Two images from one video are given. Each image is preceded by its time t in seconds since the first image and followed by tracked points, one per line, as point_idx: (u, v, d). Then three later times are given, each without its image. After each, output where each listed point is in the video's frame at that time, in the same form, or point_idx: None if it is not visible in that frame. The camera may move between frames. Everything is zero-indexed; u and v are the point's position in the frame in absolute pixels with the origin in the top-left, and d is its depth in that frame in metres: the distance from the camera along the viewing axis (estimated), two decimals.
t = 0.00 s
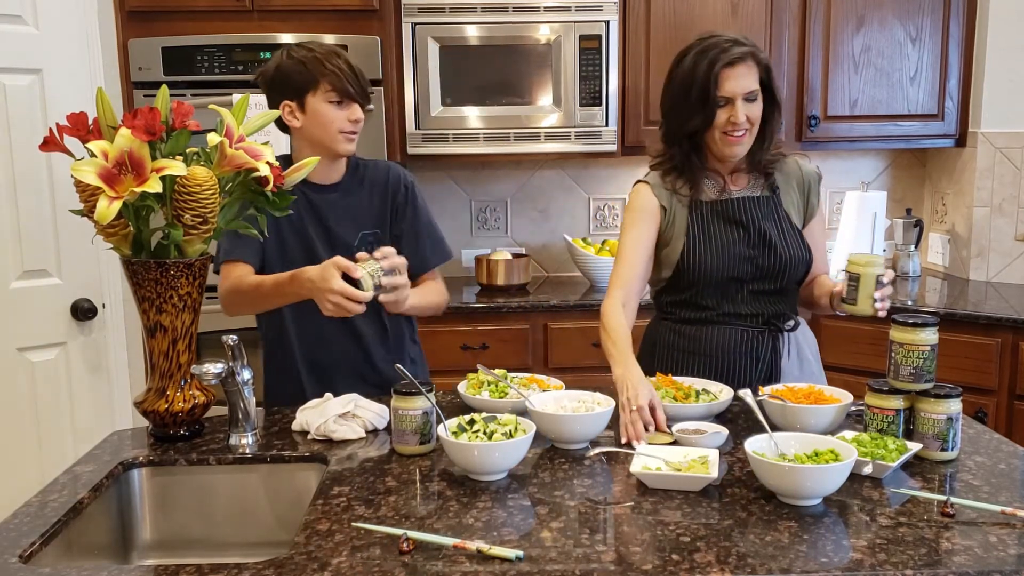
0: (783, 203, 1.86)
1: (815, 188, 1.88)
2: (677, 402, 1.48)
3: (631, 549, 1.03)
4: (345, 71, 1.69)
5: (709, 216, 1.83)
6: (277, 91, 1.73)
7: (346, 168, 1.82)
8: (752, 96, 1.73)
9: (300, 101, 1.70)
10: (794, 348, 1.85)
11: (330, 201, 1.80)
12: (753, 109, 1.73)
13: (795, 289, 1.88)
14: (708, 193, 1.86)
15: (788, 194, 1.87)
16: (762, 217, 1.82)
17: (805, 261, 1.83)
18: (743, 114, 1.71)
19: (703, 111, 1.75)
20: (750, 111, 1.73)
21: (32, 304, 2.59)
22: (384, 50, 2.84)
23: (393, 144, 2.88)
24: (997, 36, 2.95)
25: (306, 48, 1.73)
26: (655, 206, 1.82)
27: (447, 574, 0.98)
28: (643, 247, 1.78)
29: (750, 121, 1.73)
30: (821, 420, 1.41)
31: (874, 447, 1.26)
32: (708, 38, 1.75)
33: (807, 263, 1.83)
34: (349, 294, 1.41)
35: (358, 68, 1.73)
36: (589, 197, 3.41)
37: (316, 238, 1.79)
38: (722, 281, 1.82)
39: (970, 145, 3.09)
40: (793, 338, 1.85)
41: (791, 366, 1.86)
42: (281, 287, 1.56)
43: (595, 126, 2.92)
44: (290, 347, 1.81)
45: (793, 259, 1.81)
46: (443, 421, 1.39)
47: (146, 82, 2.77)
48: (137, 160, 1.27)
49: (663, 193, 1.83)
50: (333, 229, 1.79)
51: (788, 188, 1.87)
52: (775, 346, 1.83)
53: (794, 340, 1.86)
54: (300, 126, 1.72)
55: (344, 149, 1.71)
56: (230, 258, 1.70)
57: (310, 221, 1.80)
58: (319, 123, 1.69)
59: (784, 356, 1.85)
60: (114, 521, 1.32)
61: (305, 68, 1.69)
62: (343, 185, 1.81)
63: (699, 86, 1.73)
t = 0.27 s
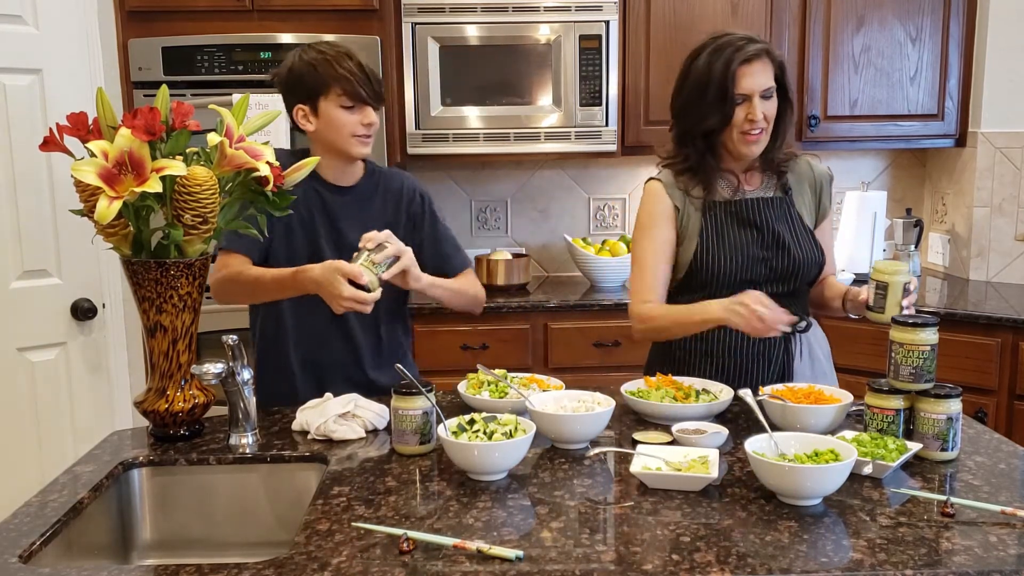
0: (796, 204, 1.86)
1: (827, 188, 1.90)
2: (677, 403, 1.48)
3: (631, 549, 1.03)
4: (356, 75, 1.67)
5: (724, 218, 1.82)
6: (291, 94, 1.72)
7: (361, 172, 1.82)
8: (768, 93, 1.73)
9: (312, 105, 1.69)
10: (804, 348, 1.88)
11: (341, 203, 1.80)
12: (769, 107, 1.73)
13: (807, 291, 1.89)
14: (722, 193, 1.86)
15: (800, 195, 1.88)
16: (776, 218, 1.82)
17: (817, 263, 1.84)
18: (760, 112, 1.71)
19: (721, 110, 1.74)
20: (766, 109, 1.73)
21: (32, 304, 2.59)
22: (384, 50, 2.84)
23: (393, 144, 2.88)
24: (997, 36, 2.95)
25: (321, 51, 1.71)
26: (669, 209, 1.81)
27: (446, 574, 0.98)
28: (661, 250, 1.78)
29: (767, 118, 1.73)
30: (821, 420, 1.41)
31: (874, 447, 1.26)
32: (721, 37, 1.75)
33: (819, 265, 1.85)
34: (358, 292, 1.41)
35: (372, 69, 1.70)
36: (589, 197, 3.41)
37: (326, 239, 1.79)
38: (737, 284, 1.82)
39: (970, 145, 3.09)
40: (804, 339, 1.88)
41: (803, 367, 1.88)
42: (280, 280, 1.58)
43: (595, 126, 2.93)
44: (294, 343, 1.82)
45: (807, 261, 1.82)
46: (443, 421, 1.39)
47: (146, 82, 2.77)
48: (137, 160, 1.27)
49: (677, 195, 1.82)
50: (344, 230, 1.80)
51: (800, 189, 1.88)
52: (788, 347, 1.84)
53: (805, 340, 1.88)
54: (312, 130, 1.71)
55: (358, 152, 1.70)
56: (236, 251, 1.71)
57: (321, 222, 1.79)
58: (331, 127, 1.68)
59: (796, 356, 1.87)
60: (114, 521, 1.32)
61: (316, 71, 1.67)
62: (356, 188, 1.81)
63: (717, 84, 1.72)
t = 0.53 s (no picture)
0: (812, 205, 1.87)
1: (841, 188, 1.92)
2: (677, 403, 1.48)
3: (631, 549, 1.03)
4: (391, 92, 1.54)
5: (744, 218, 1.82)
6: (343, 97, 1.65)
7: (407, 184, 1.78)
8: (780, 93, 1.74)
9: (355, 113, 1.61)
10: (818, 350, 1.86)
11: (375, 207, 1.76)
12: (780, 106, 1.74)
13: (823, 292, 1.89)
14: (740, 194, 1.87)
15: (816, 196, 1.89)
16: (794, 219, 1.83)
17: (835, 265, 1.84)
18: (771, 112, 1.72)
19: (733, 112, 1.75)
20: (777, 109, 1.74)
21: (32, 305, 2.59)
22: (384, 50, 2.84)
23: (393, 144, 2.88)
24: (997, 37, 2.95)
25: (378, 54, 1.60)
26: (694, 209, 1.81)
27: (446, 574, 0.98)
28: (696, 249, 1.78)
29: (780, 118, 1.74)
30: (820, 420, 1.41)
31: (874, 447, 1.26)
32: (732, 38, 1.75)
33: (837, 266, 1.85)
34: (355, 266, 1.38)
35: (419, 85, 1.55)
36: (589, 197, 3.41)
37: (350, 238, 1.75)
38: (756, 284, 1.83)
39: (970, 145, 3.09)
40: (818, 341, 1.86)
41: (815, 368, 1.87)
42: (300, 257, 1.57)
43: (595, 126, 2.93)
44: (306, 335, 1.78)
45: (825, 262, 1.82)
46: (443, 421, 1.39)
47: (146, 82, 2.77)
48: (137, 160, 1.27)
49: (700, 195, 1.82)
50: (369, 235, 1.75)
51: (816, 191, 1.89)
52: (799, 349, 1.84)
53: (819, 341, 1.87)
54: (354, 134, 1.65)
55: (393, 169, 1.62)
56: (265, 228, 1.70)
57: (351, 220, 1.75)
58: (367, 142, 1.60)
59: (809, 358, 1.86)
60: (114, 520, 1.33)
61: (360, 80, 1.57)
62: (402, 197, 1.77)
63: (730, 87, 1.73)
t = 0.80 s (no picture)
0: (825, 207, 1.85)
1: (858, 192, 1.88)
2: (677, 402, 1.48)
3: (631, 549, 1.03)
4: (422, 116, 1.44)
5: (748, 218, 1.82)
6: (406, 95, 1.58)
7: (456, 204, 1.72)
8: (776, 96, 1.73)
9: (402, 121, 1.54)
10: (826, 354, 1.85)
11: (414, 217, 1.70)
12: (773, 110, 1.73)
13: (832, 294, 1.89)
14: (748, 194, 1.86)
15: (831, 199, 1.86)
16: (801, 220, 1.82)
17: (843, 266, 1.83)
18: (760, 116, 1.72)
19: (727, 115, 1.78)
20: (769, 112, 1.73)
21: (33, 304, 2.59)
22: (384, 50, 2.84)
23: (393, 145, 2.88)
24: (997, 37, 2.95)
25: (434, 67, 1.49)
26: (697, 207, 1.82)
27: (446, 573, 0.98)
28: (697, 248, 1.80)
29: (774, 122, 1.73)
30: (820, 420, 1.41)
31: (874, 447, 1.26)
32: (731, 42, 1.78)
33: (845, 269, 1.83)
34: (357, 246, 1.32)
35: (453, 118, 1.43)
36: (589, 197, 3.42)
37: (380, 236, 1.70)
38: (759, 283, 1.83)
39: (970, 145, 3.09)
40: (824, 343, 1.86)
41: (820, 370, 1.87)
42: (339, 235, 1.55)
43: (595, 126, 2.93)
44: (330, 319, 1.74)
45: (830, 265, 1.81)
46: (444, 421, 1.39)
47: (147, 82, 2.77)
48: (137, 160, 1.27)
49: (705, 194, 1.83)
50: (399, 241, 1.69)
51: (831, 193, 1.86)
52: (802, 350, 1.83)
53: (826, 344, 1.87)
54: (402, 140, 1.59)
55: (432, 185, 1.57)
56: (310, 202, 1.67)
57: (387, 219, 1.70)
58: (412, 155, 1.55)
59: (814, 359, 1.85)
60: (114, 520, 1.33)
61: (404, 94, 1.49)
62: (450, 214, 1.71)
63: (721, 92, 1.76)
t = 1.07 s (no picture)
0: (828, 210, 1.84)
1: (866, 197, 1.84)
2: (677, 403, 1.48)
3: (631, 549, 1.03)
4: (448, 134, 1.44)
5: (740, 215, 1.86)
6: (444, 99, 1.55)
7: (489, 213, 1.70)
8: (773, 99, 1.74)
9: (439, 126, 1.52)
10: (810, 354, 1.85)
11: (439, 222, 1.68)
12: (770, 113, 1.75)
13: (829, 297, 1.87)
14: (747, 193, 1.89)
15: (836, 203, 1.85)
16: (795, 221, 1.83)
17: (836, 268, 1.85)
18: (755, 118, 1.74)
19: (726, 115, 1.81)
20: (765, 115, 1.75)
21: (33, 305, 2.59)
22: (384, 50, 2.84)
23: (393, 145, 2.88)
24: (997, 37, 2.95)
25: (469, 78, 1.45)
26: (692, 203, 1.89)
27: (446, 574, 0.98)
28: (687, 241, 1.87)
29: (769, 125, 1.75)
30: (821, 420, 1.41)
31: (874, 447, 1.26)
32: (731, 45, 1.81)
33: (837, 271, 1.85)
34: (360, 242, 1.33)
35: (475, 136, 1.41)
36: (589, 197, 3.41)
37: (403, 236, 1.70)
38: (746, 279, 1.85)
39: (970, 145, 3.09)
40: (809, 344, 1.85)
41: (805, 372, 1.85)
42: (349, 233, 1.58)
43: (595, 126, 2.93)
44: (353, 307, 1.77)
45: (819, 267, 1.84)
46: (443, 421, 1.39)
47: (146, 82, 2.77)
48: (136, 160, 1.26)
49: (701, 191, 1.89)
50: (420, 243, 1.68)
51: (837, 197, 1.85)
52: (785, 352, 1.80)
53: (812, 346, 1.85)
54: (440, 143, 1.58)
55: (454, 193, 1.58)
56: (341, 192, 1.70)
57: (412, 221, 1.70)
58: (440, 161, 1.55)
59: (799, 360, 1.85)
60: (113, 520, 1.32)
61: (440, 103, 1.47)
62: (479, 225, 1.68)
63: (719, 93, 1.80)
